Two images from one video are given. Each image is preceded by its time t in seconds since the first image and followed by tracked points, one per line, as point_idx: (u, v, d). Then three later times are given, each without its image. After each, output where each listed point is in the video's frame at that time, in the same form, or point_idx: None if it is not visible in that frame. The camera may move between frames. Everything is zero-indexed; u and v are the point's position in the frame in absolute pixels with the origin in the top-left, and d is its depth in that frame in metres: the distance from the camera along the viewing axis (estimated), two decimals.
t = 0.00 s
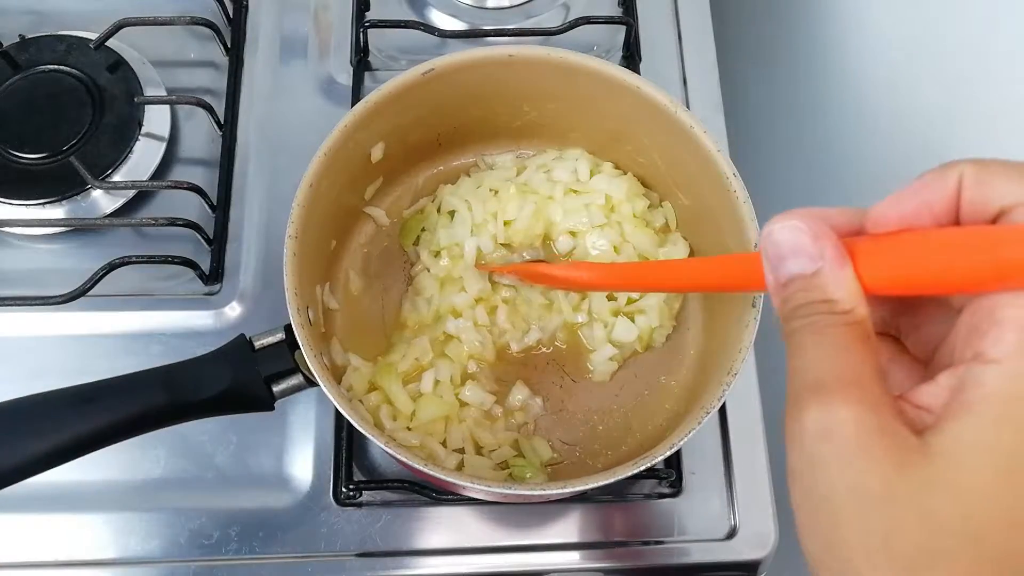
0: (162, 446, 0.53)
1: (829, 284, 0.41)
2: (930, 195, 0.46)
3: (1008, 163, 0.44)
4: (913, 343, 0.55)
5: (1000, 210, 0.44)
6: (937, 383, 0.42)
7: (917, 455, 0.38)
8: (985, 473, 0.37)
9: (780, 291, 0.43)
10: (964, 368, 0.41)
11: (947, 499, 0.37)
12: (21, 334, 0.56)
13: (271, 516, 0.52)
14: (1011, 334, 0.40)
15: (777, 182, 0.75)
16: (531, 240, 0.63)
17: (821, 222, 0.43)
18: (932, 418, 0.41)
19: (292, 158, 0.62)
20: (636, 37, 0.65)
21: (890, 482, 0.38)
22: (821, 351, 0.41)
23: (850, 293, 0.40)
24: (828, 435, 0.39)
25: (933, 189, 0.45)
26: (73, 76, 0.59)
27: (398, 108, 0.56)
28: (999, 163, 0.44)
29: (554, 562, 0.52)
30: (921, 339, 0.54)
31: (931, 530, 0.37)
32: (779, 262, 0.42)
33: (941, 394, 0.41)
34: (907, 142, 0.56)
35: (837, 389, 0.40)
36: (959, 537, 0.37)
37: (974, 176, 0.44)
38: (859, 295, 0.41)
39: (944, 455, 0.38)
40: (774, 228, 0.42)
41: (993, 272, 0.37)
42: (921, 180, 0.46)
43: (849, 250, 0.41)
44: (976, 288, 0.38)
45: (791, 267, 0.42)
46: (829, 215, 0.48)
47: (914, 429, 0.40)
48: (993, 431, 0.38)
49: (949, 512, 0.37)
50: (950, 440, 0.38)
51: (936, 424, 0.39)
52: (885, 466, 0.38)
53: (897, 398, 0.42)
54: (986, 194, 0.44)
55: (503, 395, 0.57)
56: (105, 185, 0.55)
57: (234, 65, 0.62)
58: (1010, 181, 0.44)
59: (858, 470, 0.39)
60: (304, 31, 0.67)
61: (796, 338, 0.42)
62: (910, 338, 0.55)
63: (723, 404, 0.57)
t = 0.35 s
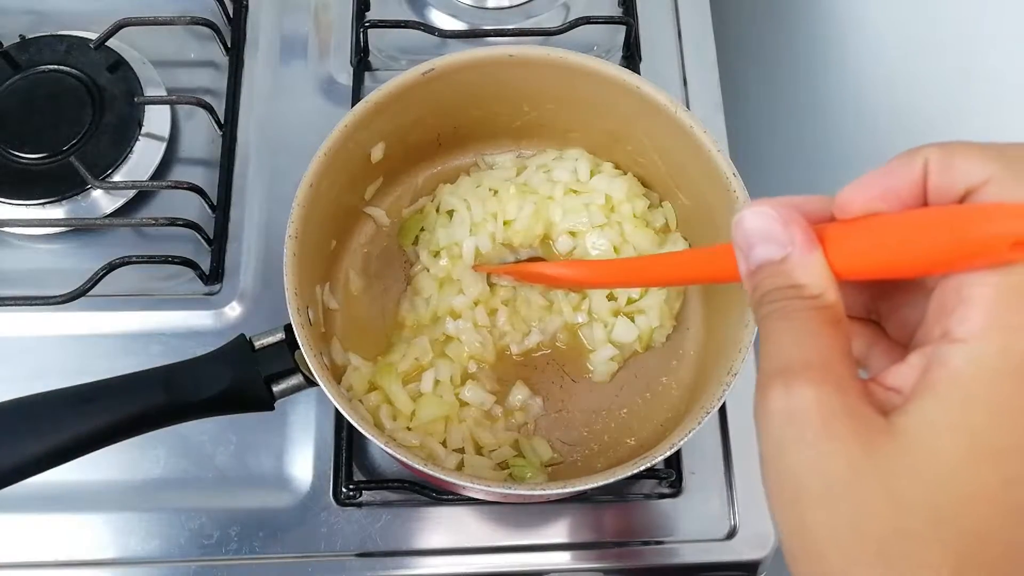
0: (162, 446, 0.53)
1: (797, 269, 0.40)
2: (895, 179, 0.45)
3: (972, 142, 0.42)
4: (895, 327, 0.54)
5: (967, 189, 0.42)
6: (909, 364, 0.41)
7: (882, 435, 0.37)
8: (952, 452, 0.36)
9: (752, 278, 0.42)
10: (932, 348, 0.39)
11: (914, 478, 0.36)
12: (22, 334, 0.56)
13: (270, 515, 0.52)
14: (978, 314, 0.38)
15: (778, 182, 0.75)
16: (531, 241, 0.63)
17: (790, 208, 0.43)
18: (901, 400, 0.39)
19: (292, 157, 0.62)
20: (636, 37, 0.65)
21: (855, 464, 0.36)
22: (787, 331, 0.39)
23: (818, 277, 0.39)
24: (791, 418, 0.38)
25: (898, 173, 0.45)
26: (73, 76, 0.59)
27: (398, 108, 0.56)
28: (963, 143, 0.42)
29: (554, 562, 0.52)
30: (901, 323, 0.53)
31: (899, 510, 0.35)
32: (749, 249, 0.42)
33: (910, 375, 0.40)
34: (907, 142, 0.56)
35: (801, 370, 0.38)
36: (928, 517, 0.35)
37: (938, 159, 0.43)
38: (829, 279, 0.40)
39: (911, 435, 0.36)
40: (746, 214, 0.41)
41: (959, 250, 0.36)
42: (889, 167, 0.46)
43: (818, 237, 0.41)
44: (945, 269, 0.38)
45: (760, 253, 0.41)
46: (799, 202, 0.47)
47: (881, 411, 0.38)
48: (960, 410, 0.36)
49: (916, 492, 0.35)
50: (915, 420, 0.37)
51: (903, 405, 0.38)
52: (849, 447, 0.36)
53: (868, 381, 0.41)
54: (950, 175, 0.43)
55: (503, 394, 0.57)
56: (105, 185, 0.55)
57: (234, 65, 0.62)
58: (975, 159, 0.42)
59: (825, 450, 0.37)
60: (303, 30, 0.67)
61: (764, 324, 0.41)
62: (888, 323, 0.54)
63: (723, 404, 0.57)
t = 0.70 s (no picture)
0: (162, 446, 0.53)
1: (795, 278, 0.39)
2: (892, 189, 0.45)
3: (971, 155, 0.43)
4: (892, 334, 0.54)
5: (965, 202, 0.43)
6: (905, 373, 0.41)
7: (884, 442, 0.36)
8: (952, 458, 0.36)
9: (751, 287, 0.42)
10: (932, 356, 0.39)
11: (916, 486, 0.36)
12: (22, 334, 0.56)
13: (270, 515, 0.52)
14: (979, 323, 0.38)
15: (778, 182, 0.75)
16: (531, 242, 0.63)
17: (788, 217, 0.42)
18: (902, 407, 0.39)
19: (292, 157, 0.62)
20: (636, 37, 0.65)
21: (859, 472, 0.36)
22: (786, 338, 0.39)
23: (817, 285, 0.39)
24: (793, 426, 0.37)
25: (896, 183, 0.45)
26: (73, 76, 0.59)
27: (398, 108, 0.56)
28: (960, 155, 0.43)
29: (554, 562, 0.52)
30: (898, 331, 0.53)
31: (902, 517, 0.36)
32: (747, 259, 0.41)
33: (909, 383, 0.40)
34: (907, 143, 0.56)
35: (803, 376, 0.38)
36: (927, 524, 0.35)
37: (937, 171, 0.43)
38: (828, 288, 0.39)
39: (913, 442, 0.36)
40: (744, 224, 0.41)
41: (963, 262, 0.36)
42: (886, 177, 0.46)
43: (817, 246, 0.41)
44: (945, 280, 0.38)
45: (759, 263, 0.41)
46: (795, 210, 0.47)
47: (881, 417, 0.38)
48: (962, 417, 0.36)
49: (918, 498, 0.36)
50: (917, 428, 0.37)
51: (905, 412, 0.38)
52: (854, 456, 0.36)
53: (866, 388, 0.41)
54: (949, 187, 0.43)
55: (503, 395, 0.57)
56: (105, 185, 0.55)
57: (234, 65, 0.62)
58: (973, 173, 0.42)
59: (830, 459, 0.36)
60: (303, 30, 0.67)
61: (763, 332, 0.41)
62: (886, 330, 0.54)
63: (723, 404, 0.57)
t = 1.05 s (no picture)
0: (161, 446, 0.53)
1: (748, 266, 0.39)
2: (840, 172, 0.44)
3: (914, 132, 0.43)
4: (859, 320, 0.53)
5: (913, 178, 0.42)
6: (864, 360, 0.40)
7: (838, 427, 0.36)
8: (907, 440, 0.35)
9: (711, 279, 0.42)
10: (887, 337, 0.39)
11: (872, 468, 0.35)
12: (22, 334, 0.56)
13: (270, 516, 0.52)
14: (930, 301, 0.38)
15: (778, 182, 0.75)
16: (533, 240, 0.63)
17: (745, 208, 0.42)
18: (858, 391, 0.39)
19: (292, 158, 0.62)
20: (636, 37, 0.65)
21: (817, 458, 0.36)
22: (742, 326, 0.39)
23: (770, 273, 0.39)
24: (746, 415, 0.37)
25: (844, 165, 0.44)
26: (73, 76, 0.59)
27: (398, 108, 0.56)
28: (904, 134, 0.42)
29: (554, 562, 0.52)
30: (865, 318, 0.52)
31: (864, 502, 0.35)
32: (702, 250, 0.41)
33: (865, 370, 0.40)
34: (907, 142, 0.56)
35: (758, 363, 0.37)
36: (886, 508, 0.35)
37: (883, 152, 0.43)
38: (782, 274, 0.39)
39: (867, 426, 0.36)
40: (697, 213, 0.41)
41: (911, 239, 0.35)
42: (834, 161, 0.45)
43: (770, 234, 0.40)
44: (896, 258, 0.37)
45: (713, 253, 0.41)
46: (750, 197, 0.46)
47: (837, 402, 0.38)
48: (915, 398, 0.36)
49: (878, 480, 0.35)
50: (870, 410, 0.36)
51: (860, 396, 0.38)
52: (811, 442, 0.36)
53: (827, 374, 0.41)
54: (897, 166, 0.42)
55: (502, 395, 0.57)
56: (105, 185, 0.55)
57: (234, 65, 0.62)
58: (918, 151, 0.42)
59: (788, 447, 0.36)
60: (303, 30, 0.67)
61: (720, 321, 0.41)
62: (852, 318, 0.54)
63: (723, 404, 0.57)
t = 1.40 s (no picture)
0: (162, 446, 0.53)
1: (756, 278, 0.39)
2: (850, 185, 0.45)
3: (929, 145, 0.43)
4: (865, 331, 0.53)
5: (923, 192, 0.43)
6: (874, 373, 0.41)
7: (850, 436, 0.36)
8: (921, 451, 0.35)
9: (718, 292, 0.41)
10: (901, 349, 0.39)
11: (882, 479, 0.35)
12: (22, 333, 0.56)
13: (269, 516, 0.52)
14: (946, 313, 0.38)
15: (779, 182, 0.75)
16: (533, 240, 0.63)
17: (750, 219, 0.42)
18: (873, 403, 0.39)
19: (292, 158, 0.62)
20: (636, 37, 0.65)
21: (833, 467, 0.36)
22: (751, 336, 0.39)
23: (778, 284, 0.38)
24: (756, 424, 0.37)
25: (853, 178, 0.45)
26: (73, 76, 0.59)
27: (398, 108, 0.56)
28: (917, 146, 0.43)
29: (554, 562, 0.52)
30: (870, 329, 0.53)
31: (877, 508, 0.35)
32: (709, 262, 0.41)
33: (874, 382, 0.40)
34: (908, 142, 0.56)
35: (768, 370, 0.38)
36: (896, 518, 0.35)
37: (892, 163, 0.43)
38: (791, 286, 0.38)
39: (881, 437, 0.36)
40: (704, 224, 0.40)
41: (916, 258, 0.35)
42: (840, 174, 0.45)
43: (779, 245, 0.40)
44: (907, 274, 0.36)
45: (721, 266, 0.40)
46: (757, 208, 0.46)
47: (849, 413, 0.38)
48: (929, 409, 0.36)
49: (892, 487, 0.35)
50: (884, 421, 0.36)
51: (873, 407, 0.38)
52: (826, 450, 0.36)
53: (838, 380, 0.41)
54: (905, 179, 0.43)
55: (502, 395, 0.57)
56: (105, 185, 0.55)
57: (234, 65, 0.62)
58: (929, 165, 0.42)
59: (797, 457, 0.36)
60: (303, 30, 0.67)
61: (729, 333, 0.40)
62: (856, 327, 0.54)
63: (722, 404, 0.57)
